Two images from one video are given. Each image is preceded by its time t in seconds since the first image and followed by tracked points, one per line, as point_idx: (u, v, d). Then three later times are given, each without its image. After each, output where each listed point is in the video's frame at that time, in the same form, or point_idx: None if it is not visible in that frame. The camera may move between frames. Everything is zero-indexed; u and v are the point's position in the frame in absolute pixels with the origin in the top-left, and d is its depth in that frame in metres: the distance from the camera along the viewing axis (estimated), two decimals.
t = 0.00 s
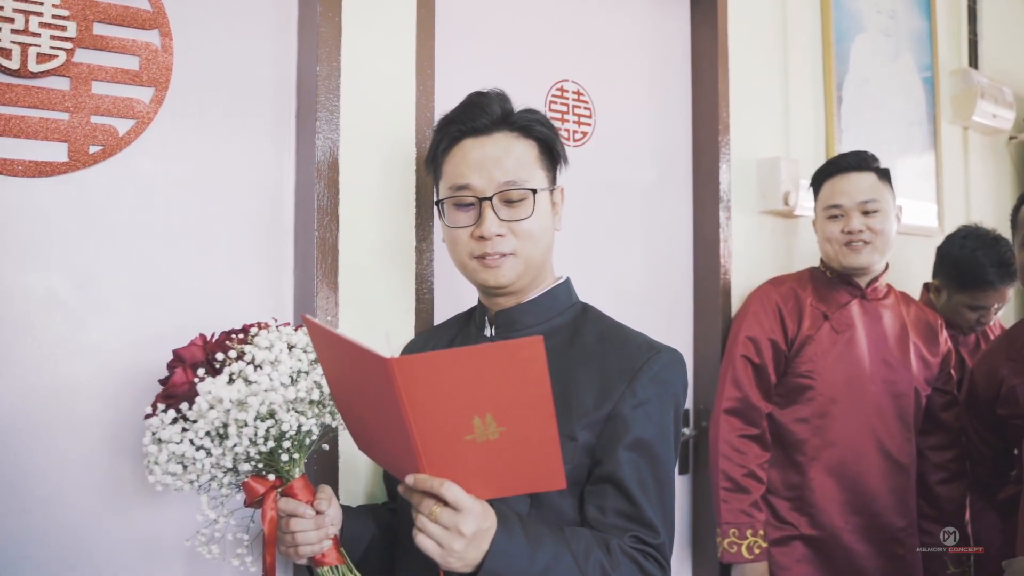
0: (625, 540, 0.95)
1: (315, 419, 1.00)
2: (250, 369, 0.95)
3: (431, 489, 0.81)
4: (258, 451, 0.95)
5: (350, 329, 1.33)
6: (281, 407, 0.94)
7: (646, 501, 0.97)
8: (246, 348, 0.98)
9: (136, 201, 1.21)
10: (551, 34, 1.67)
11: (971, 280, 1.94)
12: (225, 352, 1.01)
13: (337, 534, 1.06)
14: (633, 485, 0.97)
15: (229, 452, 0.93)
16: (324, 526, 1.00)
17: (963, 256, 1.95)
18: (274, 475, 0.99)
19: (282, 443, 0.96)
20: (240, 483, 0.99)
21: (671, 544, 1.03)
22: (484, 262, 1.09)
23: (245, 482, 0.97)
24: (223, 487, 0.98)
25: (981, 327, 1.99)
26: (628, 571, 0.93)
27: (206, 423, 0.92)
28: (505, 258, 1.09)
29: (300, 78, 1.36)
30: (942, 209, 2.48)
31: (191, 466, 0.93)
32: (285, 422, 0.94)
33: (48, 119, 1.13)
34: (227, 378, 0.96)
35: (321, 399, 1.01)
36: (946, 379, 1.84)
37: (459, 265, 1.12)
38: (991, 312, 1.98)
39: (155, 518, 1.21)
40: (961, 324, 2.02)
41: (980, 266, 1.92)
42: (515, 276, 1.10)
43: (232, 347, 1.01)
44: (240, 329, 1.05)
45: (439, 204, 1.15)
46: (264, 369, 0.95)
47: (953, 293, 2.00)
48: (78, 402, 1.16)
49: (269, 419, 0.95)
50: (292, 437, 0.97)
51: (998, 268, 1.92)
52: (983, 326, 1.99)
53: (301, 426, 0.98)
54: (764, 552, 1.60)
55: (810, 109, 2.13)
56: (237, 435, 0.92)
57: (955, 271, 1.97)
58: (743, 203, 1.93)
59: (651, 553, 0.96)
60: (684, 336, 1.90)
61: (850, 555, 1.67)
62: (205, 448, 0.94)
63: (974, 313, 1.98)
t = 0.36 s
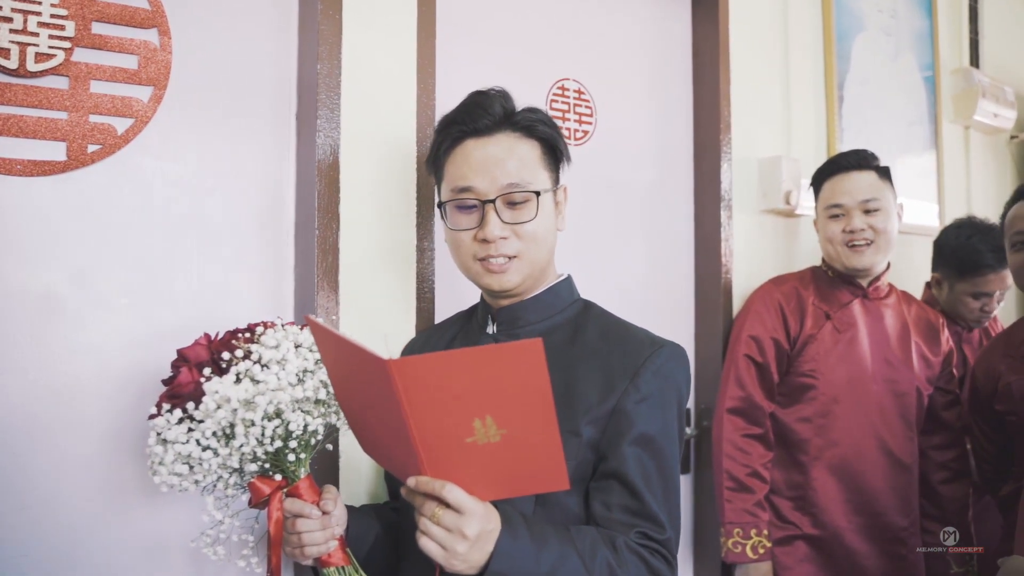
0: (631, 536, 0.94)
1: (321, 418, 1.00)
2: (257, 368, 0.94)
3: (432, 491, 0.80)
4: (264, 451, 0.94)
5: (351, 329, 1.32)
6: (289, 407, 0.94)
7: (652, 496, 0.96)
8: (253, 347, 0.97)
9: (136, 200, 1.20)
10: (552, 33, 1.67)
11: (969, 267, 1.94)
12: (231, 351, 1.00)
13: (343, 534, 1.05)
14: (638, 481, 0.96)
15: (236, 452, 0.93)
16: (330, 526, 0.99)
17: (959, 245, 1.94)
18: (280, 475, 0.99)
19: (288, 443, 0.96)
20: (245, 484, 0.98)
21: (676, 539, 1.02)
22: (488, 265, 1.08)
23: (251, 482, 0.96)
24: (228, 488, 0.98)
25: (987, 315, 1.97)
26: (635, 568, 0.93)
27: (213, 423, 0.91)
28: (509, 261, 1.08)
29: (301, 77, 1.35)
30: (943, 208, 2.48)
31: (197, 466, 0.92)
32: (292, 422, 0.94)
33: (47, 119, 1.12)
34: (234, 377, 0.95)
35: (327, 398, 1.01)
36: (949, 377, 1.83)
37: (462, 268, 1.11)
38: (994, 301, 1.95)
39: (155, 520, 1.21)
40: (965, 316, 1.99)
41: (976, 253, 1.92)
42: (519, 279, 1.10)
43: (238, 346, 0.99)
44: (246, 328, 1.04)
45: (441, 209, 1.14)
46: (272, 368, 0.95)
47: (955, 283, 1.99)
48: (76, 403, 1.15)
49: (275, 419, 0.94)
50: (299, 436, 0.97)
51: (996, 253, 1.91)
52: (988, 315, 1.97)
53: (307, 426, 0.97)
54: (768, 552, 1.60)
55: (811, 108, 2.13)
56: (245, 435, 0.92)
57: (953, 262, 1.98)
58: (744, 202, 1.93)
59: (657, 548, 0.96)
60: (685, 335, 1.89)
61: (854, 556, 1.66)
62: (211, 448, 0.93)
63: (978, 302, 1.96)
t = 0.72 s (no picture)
0: (632, 525, 0.93)
1: (328, 415, 0.99)
2: (264, 364, 0.94)
3: (424, 469, 0.80)
4: (272, 447, 0.94)
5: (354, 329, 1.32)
6: (295, 402, 0.94)
7: (654, 484, 0.95)
8: (259, 343, 0.98)
9: (139, 200, 1.21)
10: (554, 33, 1.67)
11: (965, 268, 1.95)
12: (238, 347, 1.00)
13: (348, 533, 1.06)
14: (640, 469, 0.95)
15: (243, 448, 0.92)
16: (337, 524, 0.99)
17: (959, 246, 1.95)
18: (286, 472, 0.98)
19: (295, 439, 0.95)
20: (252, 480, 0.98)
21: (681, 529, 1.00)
22: (496, 254, 1.07)
23: (257, 479, 0.95)
24: (234, 485, 0.97)
25: (984, 320, 1.96)
26: (636, 557, 0.91)
27: (220, 418, 0.91)
28: (518, 252, 1.08)
29: (303, 77, 1.35)
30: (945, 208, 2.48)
31: (204, 462, 0.92)
32: (299, 417, 0.93)
33: (50, 119, 1.13)
34: (242, 373, 0.95)
35: (335, 395, 1.00)
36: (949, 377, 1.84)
37: (470, 256, 1.11)
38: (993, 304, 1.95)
39: (158, 519, 1.21)
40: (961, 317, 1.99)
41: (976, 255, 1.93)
42: (525, 273, 1.09)
43: (245, 342, 1.00)
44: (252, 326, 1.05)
45: (457, 193, 1.14)
46: (279, 364, 0.95)
47: (953, 284, 2.00)
48: (79, 402, 1.15)
49: (282, 414, 0.94)
50: (305, 432, 0.96)
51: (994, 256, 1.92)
52: (986, 319, 1.96)
53: (314, 422, 0.97)
54: (769, 552, 1.60)
55: (813, 108, 2.13)
56: (252, 430, 0.92)
57: (950, 262, 1.99)
58: (746, 202, 1.93)
59: (659, 537, 0.94)
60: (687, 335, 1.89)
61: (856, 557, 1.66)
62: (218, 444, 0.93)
63: (975, 305, 1.96)
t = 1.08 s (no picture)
0: (623, 511, 0.87)
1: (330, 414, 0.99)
2: (266, 361, 0.94)
3: (414, 428, 0.75)
4: (275, 445, 0.94)
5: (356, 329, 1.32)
6: (298, 400, 0.94)
7: (650, 473, 0.90)
8: (262, 341, 0.98)
9: (141, 200, 1.21)
10: (555, 33, 1.67)
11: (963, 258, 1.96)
12: (241, 346, 1.01)
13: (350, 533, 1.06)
14: (636, 457, 0.90)
15: (247, 446, 0.92)
16: (340, 522, 1.00)
17: (951, 230, 1.97)
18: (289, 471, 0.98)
19: (298, 437, 0.95)
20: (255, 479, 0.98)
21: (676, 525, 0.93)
22: (499, 246, 1.06)
23: (260, 478, 0.95)
24: (237, 484, 0.97)
25: (982, 302, 1.94)
26: (630, 545, 0.85)
27: (224, 415, 0.91)
28: (522, 246, 1.06)
29: (305, 78, 1.35)
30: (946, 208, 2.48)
31: (208, 460, 0.92)
32: (302, 415, 0.93)
33: (53, 120, 1.13)
34: (244, 371, 0.95)
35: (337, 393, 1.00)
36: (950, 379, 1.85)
37: (474, 246, 1.10)
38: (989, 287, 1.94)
39: (160, 519, 1.21)
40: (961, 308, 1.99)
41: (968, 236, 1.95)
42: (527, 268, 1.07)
43: (247, 341, 1.00)
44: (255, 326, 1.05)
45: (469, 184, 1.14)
46: (281, 361, 0.95)
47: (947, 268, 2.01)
48: (82, 403, 1.16)
49: (285, 412, 0.94)
50: (308, 430, 0.96)
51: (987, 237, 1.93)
52: (984, 301, 1.94)
53: (316, 421, 0.97)
54: (768, 552, 1.60)
55: (814, 108, 2.13)
56: (255, 427, 0.91)
57: (949, 252, 1.99)
58: (746, 202, 1.93)
59: (653, 527, 0.88)
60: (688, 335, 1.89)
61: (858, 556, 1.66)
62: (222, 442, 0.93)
63: (971, 287, 1.95)
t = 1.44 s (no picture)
0: (601, 509, 0.84)
1: (322, 414, 1.00)
2: (259, 361, 0.94)
3: (389, 399, 0.71)
4: (267, 444, 0.94)
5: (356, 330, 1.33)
6: (290, 399, 0.94)
7: (632, 474, 0.88)
8: (254, 340, 0.98)
9: (141, 200, 1.21)
10: (554, 34, 1.67)
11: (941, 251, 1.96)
12: (234, 345, 1.01)
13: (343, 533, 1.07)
14: (618, 457, 0.88)
15: (238, 444, 0.92)
16: (332, 522, 1.00)
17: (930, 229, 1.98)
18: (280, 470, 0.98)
19: (290, 436, 0.96)
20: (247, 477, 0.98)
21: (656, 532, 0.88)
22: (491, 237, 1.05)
23: (253, 476, 0.95)
24: (229, 482, 0.97)
25: (969, 294, 1.93)
26: (605, 543, 0.82)
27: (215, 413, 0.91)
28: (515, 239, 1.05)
29: (304, 78, 1.35)
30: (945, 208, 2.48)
31: (199, 457, 0.92)
32: (293, 413, 0.93)
33: (53, 120, 1.13)
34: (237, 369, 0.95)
35: (330, 393, 1.00)
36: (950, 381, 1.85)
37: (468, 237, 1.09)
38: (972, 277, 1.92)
39: (159, 519, 1.21)
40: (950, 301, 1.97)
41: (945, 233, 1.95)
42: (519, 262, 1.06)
43: (240, 340, 1.00)
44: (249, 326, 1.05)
45: (468, 175, 1.13)
46: (273, 360, 0.95)
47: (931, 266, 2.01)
48: (81, 402, 1.16)
49: (276, 410, 0.94)
50: (300, 429, 0.97)
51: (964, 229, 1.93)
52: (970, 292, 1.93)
53: (309, 420, 0.97)
54: (769, 552, 1.60)
55: (813, 109, 2.13)
56: (246, 426, 0.91)
57: (927, 248, 1.99)
58: (745, 202, 1.93)
59: (631, 528, 0.84)
60: (688, 335, 1.90)
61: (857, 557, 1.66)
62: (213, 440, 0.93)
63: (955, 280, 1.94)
